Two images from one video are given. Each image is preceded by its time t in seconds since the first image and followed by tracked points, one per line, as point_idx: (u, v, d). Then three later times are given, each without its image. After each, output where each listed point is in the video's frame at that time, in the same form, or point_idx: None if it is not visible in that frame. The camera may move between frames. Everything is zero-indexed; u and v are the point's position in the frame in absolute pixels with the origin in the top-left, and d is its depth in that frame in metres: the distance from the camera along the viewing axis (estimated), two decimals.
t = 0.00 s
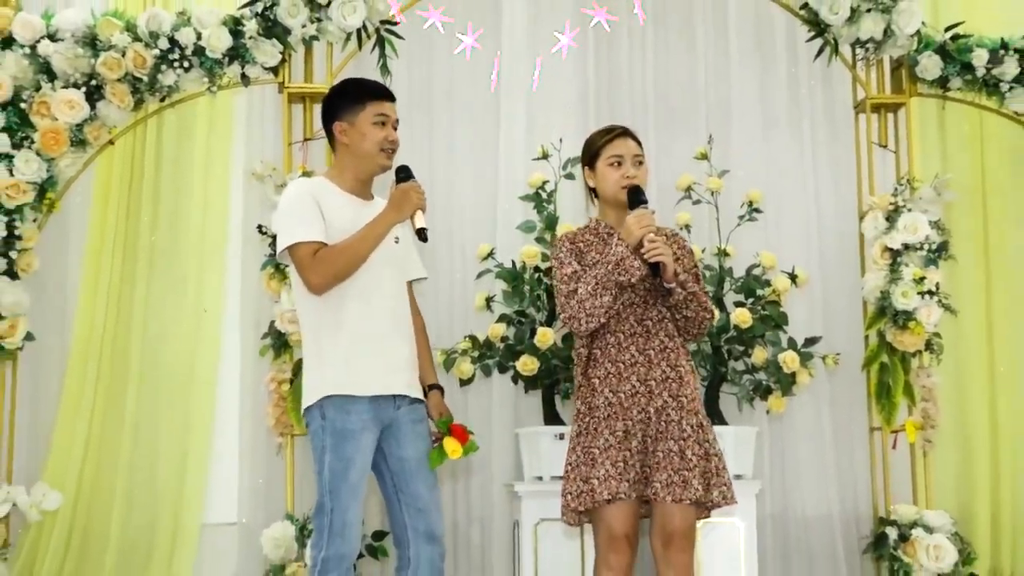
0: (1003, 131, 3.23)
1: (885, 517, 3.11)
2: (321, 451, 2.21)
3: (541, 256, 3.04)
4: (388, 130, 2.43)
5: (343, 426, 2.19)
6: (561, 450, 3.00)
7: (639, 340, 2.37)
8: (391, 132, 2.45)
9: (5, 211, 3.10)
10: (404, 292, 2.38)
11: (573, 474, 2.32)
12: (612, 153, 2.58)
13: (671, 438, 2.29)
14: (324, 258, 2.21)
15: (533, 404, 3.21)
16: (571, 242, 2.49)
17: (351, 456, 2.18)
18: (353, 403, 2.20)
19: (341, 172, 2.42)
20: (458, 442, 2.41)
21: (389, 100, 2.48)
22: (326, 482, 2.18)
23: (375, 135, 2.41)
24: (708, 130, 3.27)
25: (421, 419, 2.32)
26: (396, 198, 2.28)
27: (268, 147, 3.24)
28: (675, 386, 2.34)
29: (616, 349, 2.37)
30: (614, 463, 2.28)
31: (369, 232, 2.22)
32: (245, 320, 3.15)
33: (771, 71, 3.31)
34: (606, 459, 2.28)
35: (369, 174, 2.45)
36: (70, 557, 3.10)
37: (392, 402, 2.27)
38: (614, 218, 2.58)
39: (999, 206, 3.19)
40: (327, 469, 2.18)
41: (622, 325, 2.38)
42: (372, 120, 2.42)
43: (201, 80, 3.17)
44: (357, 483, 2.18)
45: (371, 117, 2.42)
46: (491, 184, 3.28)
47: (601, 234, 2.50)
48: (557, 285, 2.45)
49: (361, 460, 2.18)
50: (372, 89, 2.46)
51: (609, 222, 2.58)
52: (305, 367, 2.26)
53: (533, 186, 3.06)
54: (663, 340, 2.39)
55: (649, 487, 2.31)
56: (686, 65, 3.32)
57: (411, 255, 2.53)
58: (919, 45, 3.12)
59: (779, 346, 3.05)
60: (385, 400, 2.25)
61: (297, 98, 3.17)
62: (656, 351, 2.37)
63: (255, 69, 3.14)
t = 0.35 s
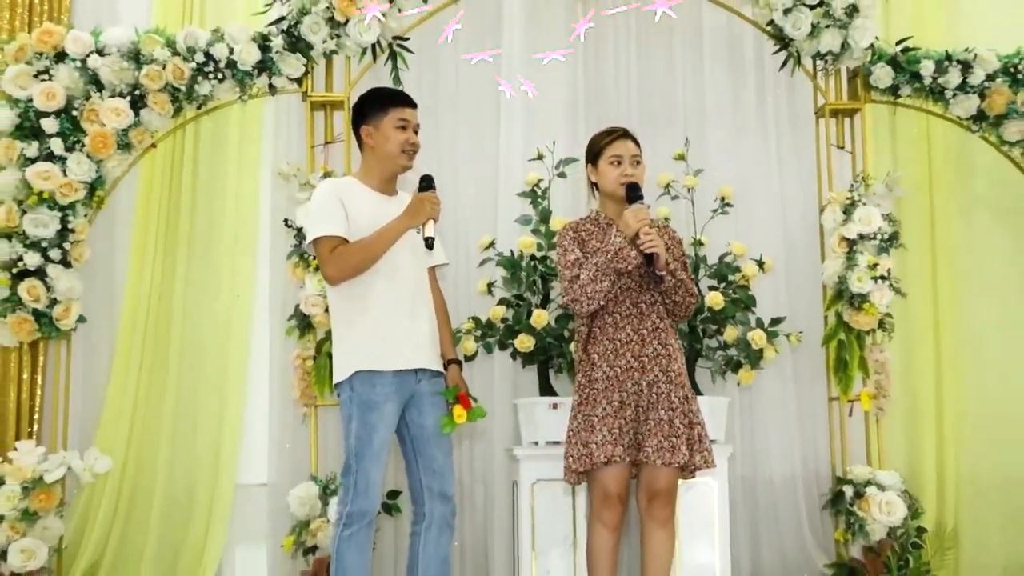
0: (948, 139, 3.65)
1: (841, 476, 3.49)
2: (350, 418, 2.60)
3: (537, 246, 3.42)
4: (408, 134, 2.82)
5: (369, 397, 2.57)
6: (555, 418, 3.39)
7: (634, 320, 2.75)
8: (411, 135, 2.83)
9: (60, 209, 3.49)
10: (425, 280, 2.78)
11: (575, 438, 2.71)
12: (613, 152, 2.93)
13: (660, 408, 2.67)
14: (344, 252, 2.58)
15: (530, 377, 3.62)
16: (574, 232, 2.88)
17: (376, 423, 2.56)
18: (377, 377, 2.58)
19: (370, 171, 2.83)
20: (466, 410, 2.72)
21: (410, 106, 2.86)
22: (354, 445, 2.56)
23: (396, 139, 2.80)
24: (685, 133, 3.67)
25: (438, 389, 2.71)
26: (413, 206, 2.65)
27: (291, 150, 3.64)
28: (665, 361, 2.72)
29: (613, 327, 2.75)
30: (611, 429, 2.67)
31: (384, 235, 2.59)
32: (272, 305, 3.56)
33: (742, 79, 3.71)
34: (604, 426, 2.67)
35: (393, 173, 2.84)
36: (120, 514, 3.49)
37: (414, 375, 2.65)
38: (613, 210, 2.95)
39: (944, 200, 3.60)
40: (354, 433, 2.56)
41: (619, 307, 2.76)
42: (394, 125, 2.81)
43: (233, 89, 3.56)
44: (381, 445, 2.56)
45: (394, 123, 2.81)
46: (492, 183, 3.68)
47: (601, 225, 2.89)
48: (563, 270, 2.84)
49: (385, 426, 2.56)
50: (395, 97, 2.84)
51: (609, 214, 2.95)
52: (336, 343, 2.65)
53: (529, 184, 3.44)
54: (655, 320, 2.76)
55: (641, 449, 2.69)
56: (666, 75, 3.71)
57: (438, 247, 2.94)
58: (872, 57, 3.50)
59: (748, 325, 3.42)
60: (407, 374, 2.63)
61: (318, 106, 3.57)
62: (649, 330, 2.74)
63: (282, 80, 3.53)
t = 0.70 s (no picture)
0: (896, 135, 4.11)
1: (801, 433, 3.94)
2: (374, 383, 3.01)
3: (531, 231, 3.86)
4: (422, 131, 3.22)
5: (390, 363, 3.00)
6: (547, 383, 3.82)
7: (632, 299, 3.07)
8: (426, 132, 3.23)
9: (107, 199, 3.92)
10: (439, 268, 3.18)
11: (580, 403, 3.01)
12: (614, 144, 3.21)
13: (658, 377, 3.03)
14: (347, 246, 2.97)
15: (527, 346, 4.06)
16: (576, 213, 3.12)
17: (396, 387, 2.98)
18: (398, 347, 3.00)
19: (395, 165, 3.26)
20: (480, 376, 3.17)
21: (426, 104, 3.25)
22: (378, 405, 2.99)
23: (412, 136, 3.20)
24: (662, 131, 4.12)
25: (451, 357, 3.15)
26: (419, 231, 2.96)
27: (310, 146, 4.11)
28: (658, 335, 3.07)
29: (615, 305, 3.05)
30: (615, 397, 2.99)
31: (384, 246, 2.96)
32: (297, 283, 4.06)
33: (714, 81, 4.15)
34: (613, 392, 2.98)
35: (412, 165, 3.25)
36: (162, 467, 3.93)
37: (430, 346, 3.08)
38: (610, 195, 3.26)
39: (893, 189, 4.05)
40: (378, 396, 2.98)
41: (619, 286, 3.07)
42: (410, 123, 3.20)
43: (260, 91, 4.00)
44: (400, 406, 2.98)
45: (410, 120, 3.20)
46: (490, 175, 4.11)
47: (599, 207, 3.15)
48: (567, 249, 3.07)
49: (404, 389, 2.99)
50: (411, 97, 3.23)
51: (605, 198, 3.25)
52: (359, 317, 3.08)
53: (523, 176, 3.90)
54: (650, 298, 3.11)
55: (637, 413, 3.04)
56: (646, 78, 4.15)
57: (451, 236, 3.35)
58: (830, 62, 3.91)
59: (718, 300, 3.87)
60: (424, 345, 3.06)
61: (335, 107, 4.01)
62: (644, 307, 3.09)
63: (303, 84, 3.96)
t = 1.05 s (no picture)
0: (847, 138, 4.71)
1: (761, 397, 4.51)
2: (387, 351, 3.52)
3: (526, 220, 4.40)
4: (436, 129, 3.63)
5: (400, 334, 3.50)
6: (539, 353, 4.37)
7: (617, 280, 3.62)
8: (439, 130, 3.65)
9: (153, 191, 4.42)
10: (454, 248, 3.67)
11: (571, 371, 3.55)
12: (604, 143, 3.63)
13: (641, 347, 3.57)
14: (368, 233, 3.46)
15: (521, 320, 4.61)
16: (570, 207, 3.67)
17: (405, 354, 3.48)
18: (407, 320, 3.50)
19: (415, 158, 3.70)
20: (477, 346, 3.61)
21: (439, 105, 3.66)
22: (390, 370, 3.50)
23: (427, 135, 3.62)
24: (639, 132, 4.71)
25: (457, 330, 3.63)
26: (431, 226, 3.42)
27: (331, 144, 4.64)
28: (640, 310, 3.62)
29: (602, 286, 3.60)
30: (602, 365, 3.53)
31: (399, 236, 3.44)
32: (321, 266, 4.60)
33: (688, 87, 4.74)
34: (603, 361, 3.52)
35: (428, 159, 3.68)
36: (203, 426, 4.50)
37: (437, 320, 3.58)
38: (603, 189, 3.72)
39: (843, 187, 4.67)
40: (388, 362, 3.48)
41: (606, 269, 3.61)
42: (425, 123, 3.62)
43: (287, 96, 4.51)
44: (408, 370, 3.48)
45: (425, 121, 3.62)
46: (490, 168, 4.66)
47: (590, 201, 3.69)
48: (560, 240, 3.63)
49: (411, 357, 3.49)
50: (426, 99, 3.65)
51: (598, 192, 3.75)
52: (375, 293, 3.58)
53: (519, 171, 4.45)
54: (632, 280, 3.64)
55: (624, 378, 3.57)
56: (628, 84, 4.74)
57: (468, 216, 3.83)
58: (789, 72, 4.43)
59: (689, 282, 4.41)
60: (431, 319, 3.56)
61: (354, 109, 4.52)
62: (628, 287, 3.63)
63: (326, 90, 4.48)
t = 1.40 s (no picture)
0: (813, 145, 5.19)
1: (735, 380, 4.95)
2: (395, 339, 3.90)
3: (522, 220, 4.84)
4: (442, 136, 3.96)
5: (406, 322, 3.87)
6: (533, 339, 4.82)
7: (600, 272, 4.03)
8: (446, 137, 3.97)
9: (181, 193, 4.79)
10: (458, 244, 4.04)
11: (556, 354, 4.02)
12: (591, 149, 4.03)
13: (620, 334, 3.96)
14: (378, 232, 3.80)
15: (517, 310, 5.05)
16: (561, 207, 4.13)
17: (409, 340, 3.86)
18: (411, 310, 3.87)
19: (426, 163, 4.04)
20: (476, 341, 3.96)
21: (446, 113, 3.98)
22: (396, 354, 3.88)
23: (432, 142, 3.94)
24: (624, 139, 5.18)
25: (459, 320, 3.99)
26: (436, 229, 3.72)
27: (344, 148, 5.11)
28: (622, 300, 4.01)
29: (585, 279, 4.04)
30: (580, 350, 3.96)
31: (406, 236, 3.76)
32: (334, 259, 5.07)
33: (668, 98, 5.23)
34: (582, 347, 3.94)
35: (436, 164, 4.01)
36: (228, 407, 4.95)
37: (441, 310, 3.94)
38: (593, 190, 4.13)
39: (809, 188, 5.15)
40: (395, 349, 3.86)
41: (590, 263, 4.04)
42: (431, 131, 3.95)
43: (304, 106, 4.91)
44: (413, 356, 3.86)
45: (431, 129, 3.95)
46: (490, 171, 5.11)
47: (580, 201, 4.13)
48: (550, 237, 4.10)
49: (415, 343, 3.86)
50: (434, 109, 3.97)
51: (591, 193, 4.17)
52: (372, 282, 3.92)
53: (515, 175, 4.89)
54: (615, 272, 4.04)
55: (606, 362, 3.98)
56: (614, 94, 5.21)
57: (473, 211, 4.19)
58: (760, 84, 4.86)
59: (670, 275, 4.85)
60: (435, 310, 3.92)
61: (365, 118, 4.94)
62: (611, 278, 4.03)
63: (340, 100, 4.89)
